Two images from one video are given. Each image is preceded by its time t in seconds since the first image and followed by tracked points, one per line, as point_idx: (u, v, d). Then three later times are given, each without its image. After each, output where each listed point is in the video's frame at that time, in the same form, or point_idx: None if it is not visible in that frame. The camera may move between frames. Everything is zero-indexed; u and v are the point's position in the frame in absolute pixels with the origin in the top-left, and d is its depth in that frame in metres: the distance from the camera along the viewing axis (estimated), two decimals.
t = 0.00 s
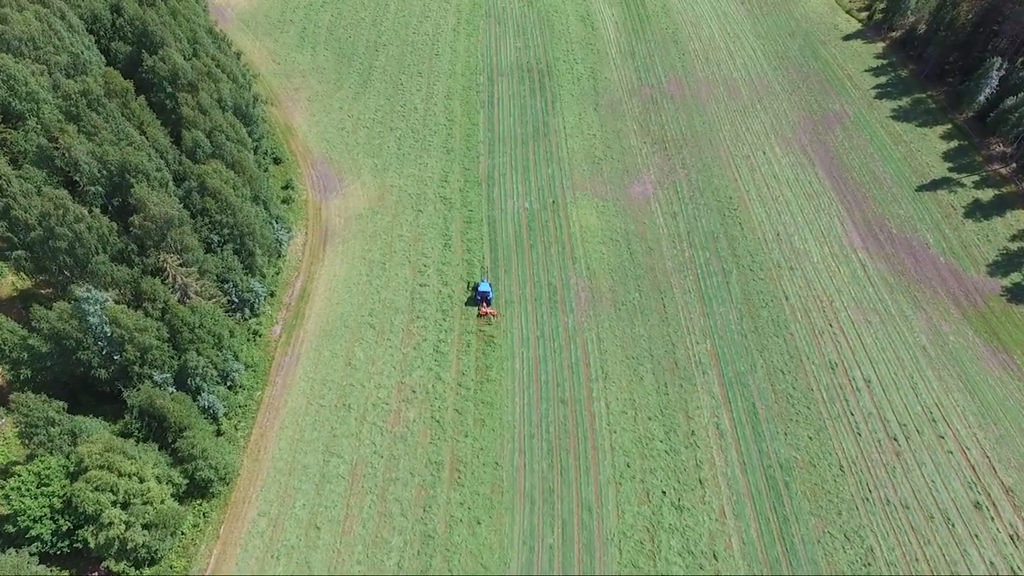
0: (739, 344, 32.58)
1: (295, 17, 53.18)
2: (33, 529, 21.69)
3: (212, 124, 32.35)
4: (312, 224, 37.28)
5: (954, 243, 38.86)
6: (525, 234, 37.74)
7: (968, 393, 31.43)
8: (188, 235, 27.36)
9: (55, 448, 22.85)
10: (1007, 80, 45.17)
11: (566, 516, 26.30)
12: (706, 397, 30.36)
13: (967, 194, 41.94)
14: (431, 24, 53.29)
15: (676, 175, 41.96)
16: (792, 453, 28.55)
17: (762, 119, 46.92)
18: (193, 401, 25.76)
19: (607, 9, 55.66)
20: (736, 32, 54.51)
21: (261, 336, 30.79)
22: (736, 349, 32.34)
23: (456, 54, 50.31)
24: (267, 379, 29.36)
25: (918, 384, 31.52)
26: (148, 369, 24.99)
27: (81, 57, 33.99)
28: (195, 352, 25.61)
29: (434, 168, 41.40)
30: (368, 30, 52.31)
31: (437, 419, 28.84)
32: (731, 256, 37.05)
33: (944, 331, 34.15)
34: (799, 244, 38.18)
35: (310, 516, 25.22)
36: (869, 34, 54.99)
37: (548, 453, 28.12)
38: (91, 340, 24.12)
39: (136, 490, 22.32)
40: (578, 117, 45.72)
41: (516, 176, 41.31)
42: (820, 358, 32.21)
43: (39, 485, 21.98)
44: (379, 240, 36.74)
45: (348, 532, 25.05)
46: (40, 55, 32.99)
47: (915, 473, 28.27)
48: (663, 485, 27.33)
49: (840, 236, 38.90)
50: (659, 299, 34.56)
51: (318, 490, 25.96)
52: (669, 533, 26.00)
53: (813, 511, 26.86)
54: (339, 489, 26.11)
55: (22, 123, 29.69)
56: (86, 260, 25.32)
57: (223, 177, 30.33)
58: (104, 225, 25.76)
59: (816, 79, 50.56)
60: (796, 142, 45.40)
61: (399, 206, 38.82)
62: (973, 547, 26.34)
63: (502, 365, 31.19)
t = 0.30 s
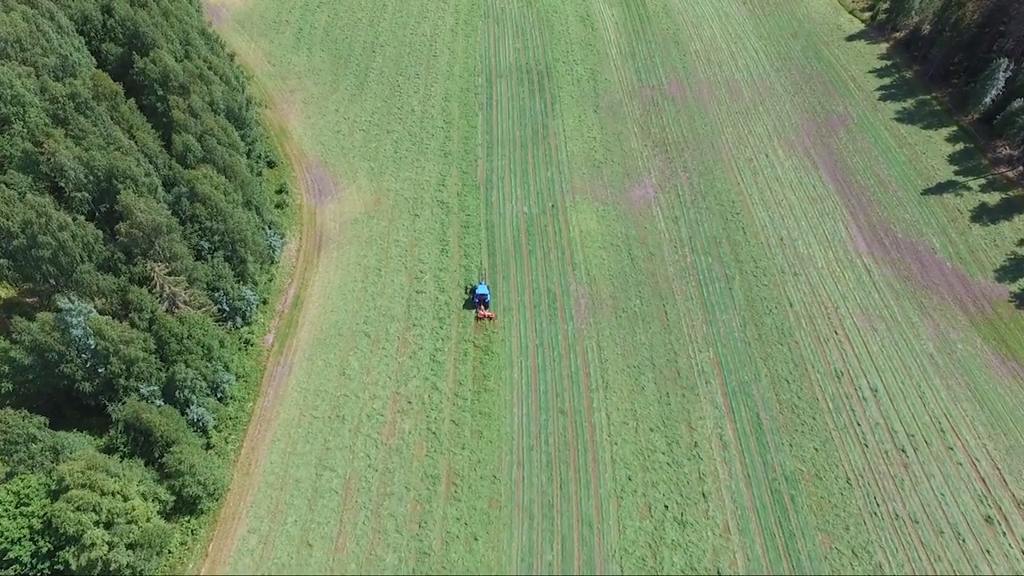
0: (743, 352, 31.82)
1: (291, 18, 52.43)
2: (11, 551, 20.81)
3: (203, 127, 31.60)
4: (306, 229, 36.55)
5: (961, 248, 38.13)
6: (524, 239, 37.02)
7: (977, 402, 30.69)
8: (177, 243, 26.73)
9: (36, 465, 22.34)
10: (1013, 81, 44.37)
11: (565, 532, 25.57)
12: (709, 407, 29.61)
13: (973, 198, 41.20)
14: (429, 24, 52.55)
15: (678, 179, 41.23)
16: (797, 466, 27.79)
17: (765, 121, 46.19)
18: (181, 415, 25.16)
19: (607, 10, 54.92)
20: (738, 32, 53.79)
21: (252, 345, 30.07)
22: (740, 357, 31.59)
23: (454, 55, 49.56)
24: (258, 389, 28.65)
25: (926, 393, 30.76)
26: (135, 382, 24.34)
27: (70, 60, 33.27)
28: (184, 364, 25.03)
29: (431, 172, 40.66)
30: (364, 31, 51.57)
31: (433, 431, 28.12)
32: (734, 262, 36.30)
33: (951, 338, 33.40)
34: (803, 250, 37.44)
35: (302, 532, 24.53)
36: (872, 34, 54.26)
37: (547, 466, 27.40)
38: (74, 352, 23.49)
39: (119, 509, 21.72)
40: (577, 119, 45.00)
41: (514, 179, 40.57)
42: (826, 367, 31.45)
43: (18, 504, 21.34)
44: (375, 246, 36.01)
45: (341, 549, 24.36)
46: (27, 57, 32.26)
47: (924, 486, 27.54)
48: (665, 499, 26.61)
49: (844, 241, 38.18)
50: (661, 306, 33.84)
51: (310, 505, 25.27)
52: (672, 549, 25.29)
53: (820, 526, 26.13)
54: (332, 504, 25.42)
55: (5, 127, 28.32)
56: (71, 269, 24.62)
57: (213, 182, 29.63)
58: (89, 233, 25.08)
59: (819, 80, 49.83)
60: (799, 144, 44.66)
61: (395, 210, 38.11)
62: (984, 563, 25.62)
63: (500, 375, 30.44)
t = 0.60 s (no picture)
0: (747, 361, 31.06)
1: (286, 19, 51.64)
2: None
3: (193, 131, 30.79)
4: (301, 234, 35.77)
5: (968, 253, 37.40)
6: (522, 245, 36.27)
7: (987, 413, 29.95)
8: (165, 252, 25.98)
9: (18, 484, 22.16)
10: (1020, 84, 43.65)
11: (565, 549, 24.82)
12: (713, 418, 28.85)
13: (980, 202, 40.48)
14: (426, 25, 51.76)
15: (680, 183, 40.47)
16: (804, 479, 27.05)
17: (767, 123, 45.46)
18: (169, 429, 24.38)
19: (607, 10, 54.17)
20: (739, 33, 53.06)
21: (244, 355, 29.29)
22: (744, 366, 30.83)
23: (451, 56, 48.79)
24: (250, 401, 27.87)
25: (935, 404, 30.03)
26: (120, 396, 23.76)
27: (58, 62, 32.63)
28: (171, 377, 24.33)
29: (428, 175, 39.91)
30: (361, 32, 50.81)
31: (430, 444, 27.37)
32: (737, 268, 35.56)
33: (960, 346, 32.66)
34: (807, 255, 36.68)
35: (294, 551, 23.79)
36: (875, 35, 53.55)
37: (547, 480, 26.64)
38: (56, 365, 23.16)
39: (102, 530, 21.28)
40: (577, 121, 44.25)
41: (513, 183, 39.81)
42: (832, 376, 30.69)
43: None
44: (370, 252, 35.25)
45: (334, 568, 23.64)
46: (13, 58, 31.58)
47: (934, 501, 26.80)
48: (668, 515, 25.86)
49: (849, 246, 37.42)
50: (662, 313, 33.09)
51: (302, 522, 24.53)
52: (675, 567, 24.55)
53: (828, 542, 25.38)
54: (325, 521, 24.68)
55: None
56: (54, 279, 24.04)
57: (203, 189, 28.87)
58: (73, 242, 24.42)
59: (822, 82, 49.10)
60: (803, 147, 43.92)
61: (391, 215, 37.34)
62: None
63: (499, 385, 29.69)
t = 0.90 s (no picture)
0: (751, 371, 30.28)
1: (281, 19, 50.84)
2: None
3: (183, 135, 29.99)
4: (294, 240, 34.97)
5: (976, 259, 36.65)
6: (521, 250, 35.48)
7: (998, 424, 29.18)
8: (151, 261, 25.29)
9: None
10: None
11: (565, 567, 24.07)
12: (717, 430, 28.08)
13: (987, 206, 39.73)
14: (423, 26, 50.97)
15: (681, 187, 39.69)
16: (810, 494, 26.29)
17: (770, 126, 44.71)
18: (154, 444, 23.83)
19: (607, 11, 53.38)
20: (741, 33, 52.31)
21: (235, 365, 28.46)
22: (748, 376, 30.05)
23: (449, 57, 48.00)
24: (240, 414, 27.06)
25: (944, 415, 29.27)
26: (103, 411, 23.16)
27: (45, 64, 31.87)
28: (157, 391, 23.72)
29: (425, 179, 39.12)
30: (358, 32, 50.03)
31: (425, 457, 26.61)
32: (740, 274, 34.79)
33: (969, 355, 31.89)
34: (812, 261, 35.90)
35: (284, 570, 23.03)
36: (879, 36, 52.79)
37: (546, 495, 25.87)
38: (36, 381, 22.39)
39: (81, 553, 20.93)
40: (577, 124, 43.46)
41: (511, 187, 39.03)
42: (838, 386, 29.91)
43: None
44: (366, 258, 34.46)
45: None
46: None
47: (944, 516, 26.04)
48: (671, 531, 25.10)
49: (855, 252, 36.65)
50: (664, 321, 32.32)
51: (293, 540, 23.77)
52: None
53: (835, 560, 24.64)
54: (316, 539, 23.91)
55: None
56: (34, 290, 23.32)
57: (192, 195, 28.05)
58: (54, 251, 23.73)
59: (825, 83, 48.35)
60: (806, 150, 43.15)
61: (387, 220, 36.59)
62: None
63: (496, 396, 28.92)
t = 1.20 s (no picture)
0: (756, 381, 29.49)
1: (276, 20, 50.03)
2: None
3: (171, 139, 29.16)
4: (287, 246, 34.14)
5: (984, 265, 35.87)
6: (519, 256, 34.68)
7: (1009, 435, 28.39)
8: (137, 270, 24.48)
9: None
10: None
11: None
12: (721, 443, 27.29)
13: (995, 210, 38.95)
14: (420, 26, 50.17)
15: (683, 191, 38.89)
16: (817, 510, 25.50)
17: (773, 128, 43.93)
18: (139, 461, 23.09)
19: (607, 11, 52.58)
20: (743, 34, 51.53)
21: (225, 377, 27.64)
22: (753, 386, 29.26)
23: (447, 59, 47.20)
24: (229, 427, 26.24)
25: (954, 427, 28.49)
26: (85, 427, 22.36)
27: (31, 66, 31.08)
28: (142, 406, 23.00)
29: (421, 183, 38.31)
30: (353, 33, 49.22)
31: (420, 472, 25.81)
32: (744, 280, 33.99)
33: (979, 364, 31.09)
34: (817, 267, 35.11)
35: None
36: (883, 36, 52.01)
37: (545, 511, 25.08)
38: (14, 397, 21.89)
39: None
40: (577, 126, 42.65)
41: (510, 191, 38.22)
42: (845, 397, 29.11)
43: None
44: (360, 264, 33.65)
45: None
46: None
47: (956, 533, 25.26)
48: (673, 549, 24.33)
49: (860, 258, 35.85)
50: (666, 329, 31.53)
51: (283, 560, 23.01)
52: None
53: None
54: (308, 558, 23.17)
55: None
56: (14, 301, 22.49)
57: (180, 201, 27.16)
58: (35, 261, 22.88)
59: (828, 85, 47.56)
60: (810, 153, 42.38)
61: (382, 225, 35.77)
62: None
63: (494, 408, 28.12)
